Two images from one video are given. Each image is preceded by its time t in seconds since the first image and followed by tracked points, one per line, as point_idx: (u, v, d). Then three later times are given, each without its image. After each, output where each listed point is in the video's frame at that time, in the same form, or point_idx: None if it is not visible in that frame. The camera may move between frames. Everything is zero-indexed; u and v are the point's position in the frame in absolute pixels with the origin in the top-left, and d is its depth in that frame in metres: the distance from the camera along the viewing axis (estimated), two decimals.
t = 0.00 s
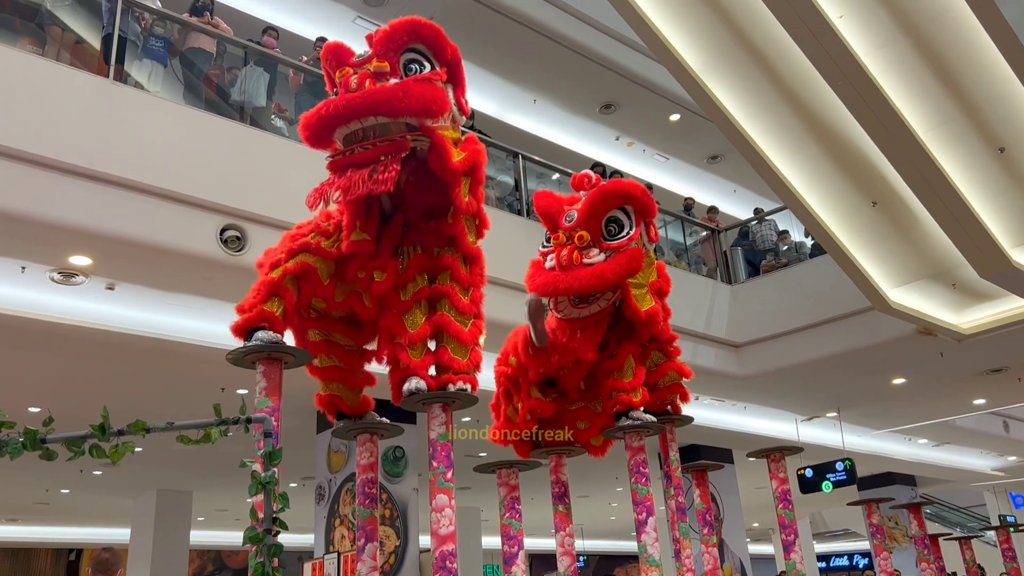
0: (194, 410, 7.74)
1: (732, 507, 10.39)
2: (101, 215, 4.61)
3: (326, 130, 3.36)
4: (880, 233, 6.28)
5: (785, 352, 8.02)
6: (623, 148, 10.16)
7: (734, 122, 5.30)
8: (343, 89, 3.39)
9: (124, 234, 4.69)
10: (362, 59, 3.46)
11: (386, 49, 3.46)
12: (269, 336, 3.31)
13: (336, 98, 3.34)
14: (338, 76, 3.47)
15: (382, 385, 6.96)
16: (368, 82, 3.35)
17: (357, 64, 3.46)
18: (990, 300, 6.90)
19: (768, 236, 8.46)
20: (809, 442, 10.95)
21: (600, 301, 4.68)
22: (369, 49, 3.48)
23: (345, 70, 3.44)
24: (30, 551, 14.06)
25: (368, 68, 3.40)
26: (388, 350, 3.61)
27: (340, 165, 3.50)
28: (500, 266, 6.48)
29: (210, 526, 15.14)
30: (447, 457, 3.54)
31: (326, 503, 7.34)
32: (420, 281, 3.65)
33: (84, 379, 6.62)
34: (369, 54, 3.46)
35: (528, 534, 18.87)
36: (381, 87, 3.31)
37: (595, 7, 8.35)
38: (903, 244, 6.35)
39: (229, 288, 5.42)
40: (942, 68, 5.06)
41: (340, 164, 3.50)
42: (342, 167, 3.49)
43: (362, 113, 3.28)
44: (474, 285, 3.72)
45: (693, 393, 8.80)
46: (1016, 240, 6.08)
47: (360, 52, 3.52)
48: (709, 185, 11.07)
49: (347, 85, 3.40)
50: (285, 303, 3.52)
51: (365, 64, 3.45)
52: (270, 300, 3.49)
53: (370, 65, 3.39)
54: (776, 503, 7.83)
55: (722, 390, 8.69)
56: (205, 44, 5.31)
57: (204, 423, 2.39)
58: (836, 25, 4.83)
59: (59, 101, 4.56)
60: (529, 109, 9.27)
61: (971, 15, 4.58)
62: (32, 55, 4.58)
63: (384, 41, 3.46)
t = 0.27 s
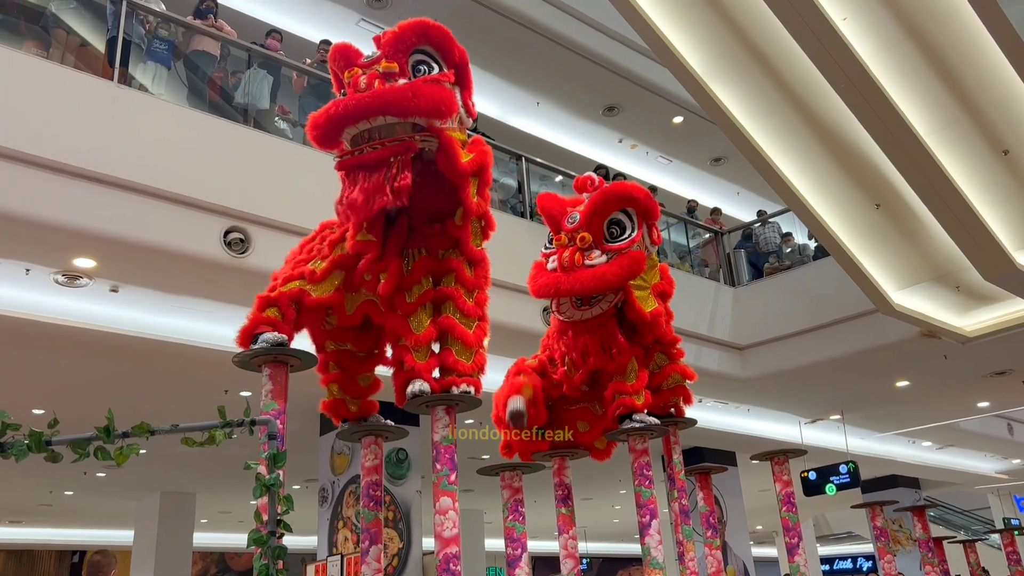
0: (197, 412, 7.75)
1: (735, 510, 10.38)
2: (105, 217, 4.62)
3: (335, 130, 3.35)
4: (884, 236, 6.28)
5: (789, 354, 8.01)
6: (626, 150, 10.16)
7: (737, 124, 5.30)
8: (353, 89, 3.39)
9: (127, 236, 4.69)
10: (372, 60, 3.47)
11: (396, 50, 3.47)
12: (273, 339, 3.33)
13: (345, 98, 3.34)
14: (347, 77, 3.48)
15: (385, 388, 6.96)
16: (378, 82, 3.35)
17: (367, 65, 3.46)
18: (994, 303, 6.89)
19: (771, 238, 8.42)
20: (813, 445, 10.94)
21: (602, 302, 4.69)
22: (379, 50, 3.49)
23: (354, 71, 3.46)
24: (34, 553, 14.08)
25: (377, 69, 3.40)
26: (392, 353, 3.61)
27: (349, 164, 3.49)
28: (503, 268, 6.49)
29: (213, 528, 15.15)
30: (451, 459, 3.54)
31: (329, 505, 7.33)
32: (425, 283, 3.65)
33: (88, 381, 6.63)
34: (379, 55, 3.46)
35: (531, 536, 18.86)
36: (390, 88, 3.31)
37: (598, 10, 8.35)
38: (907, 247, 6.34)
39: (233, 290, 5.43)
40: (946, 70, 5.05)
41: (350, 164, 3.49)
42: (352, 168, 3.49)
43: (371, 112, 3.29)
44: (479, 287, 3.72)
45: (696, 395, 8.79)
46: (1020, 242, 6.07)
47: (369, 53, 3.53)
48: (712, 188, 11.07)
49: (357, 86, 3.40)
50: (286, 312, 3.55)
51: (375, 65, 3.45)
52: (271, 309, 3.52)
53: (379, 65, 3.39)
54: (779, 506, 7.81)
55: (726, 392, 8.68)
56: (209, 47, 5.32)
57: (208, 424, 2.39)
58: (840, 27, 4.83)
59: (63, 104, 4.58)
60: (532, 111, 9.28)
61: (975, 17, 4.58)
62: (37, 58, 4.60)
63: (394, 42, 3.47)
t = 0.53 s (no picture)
0: (202, 415, 7.76)
1: (740, 513, 10.36)
2: (111, 221, 4.63)
3: (343, 135, 3.37)
4: (888, 238, 6.27)
5: (793, 358, 7.99)
6: (631, 153, 10.16)
7: (742, 128, 5.31)
8: (360, 94, 3.39)
9: (133, 239, 4.70)
10: (378, 65, 3.47)
11: (402, 55, 3.48)
12: (278, 342, 3.34)
13: (353, 103, 3.35)
14: (354, 81, 3.47)
15: (390, 391, 6.96)
16: (385, 88, 3.36)
17: (374, 70, 3.46)
18: (999, 306, 6.87)
19: (776, 242, 8.41)
20: (817, 448, 10.92)
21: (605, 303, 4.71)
22: (385, 56, 3.50)
23: (362, 76, 3.45)
24: (40, 555, 14.11)
25: (385, 74, 3.40)
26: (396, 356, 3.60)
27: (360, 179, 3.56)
28: (508, 271, 6.49)
29: (218, 531, 15.16)
30: (456, 463, 3.54)
31: (334, 508, 7.33)
32: (429, 287, 3.65)
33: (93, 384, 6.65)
34: (385, 61, 3.48)
35: (536, 539, 18.85)
36: (398, 94, 3.32)
37: (603, 13, 8.36)
38: (912, 250, 6.34)
39: (238, 294, 5.44)
40: (950, 72, 5.05)
41: (362, 178, 3.56)
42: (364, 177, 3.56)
43: (379, 118, 3.30)
44: (483, 291, 3.73)
45: (701, 399, 8.78)
46: None
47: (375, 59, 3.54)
48: (717, 191, 11.06)
49: (364, 91, 3.39)
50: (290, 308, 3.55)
51: (382, 70, 3.45)
52: (275, 304, 3.51)
53: (387, 71, 3.40)
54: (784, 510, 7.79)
55: (730, 396, 8.67)
56: (215, 51, 5.34)
57: (215, 429, 2.41)
58: (844, 30, 4.84)
59: (70, 108, 4.60)
60: (536, 115, 9.29)
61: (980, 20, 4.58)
62: (44, 62, 4.62)
63: (399, 47, 3.48)
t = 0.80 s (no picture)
0: (205, 418, 7.77)
1: (743, 517, 10.34)
2: (116, 224, 4.65)
3: (345, 142, 3.36)
4: (892, 241, 6.26)
5: (797, 361, 7.99)
6: (634, 156, 10.16)
7: (745, 131, 5.32)
8: (363, 101, 3.38)
9: (138, 242, 4.72)
10: (381, 73, 3.47)
11: (405, 63, 3.47)
12: (281, 345, 3.35)
13: (356, 110, 3.34)
14: (357, 88, 3.46)
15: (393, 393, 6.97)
16: (388, 95, 3.34)
17: (376, 76, 3.46)
18: (1003, 309, 6.86)
19: (779, 245, 8.44)
20: (821, 451, 10.90)
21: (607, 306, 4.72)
22: (388, 64, 3.49)
23: (364, 82, 3.44)
24: (43, 558, 14.14)
25: (387, 82, 3.39)
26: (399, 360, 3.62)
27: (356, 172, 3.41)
28: (511, 274, 6.50)
29: (221, 533, 15.17)
30: (459, 466, 3.53)
31: (337, 511, 7.34)
32: (431, 291, 3.66)
33: (97, 387, 6.66)
34: (388, 69, 3.47)
35: (539, 542, 18.84)
36: (401, 101, 3.31)
37: (607, 17, 8.36)
38: (915, 253, 6.33)
39: (242, 297, 5.45)
40: (954, 76, 5.05)
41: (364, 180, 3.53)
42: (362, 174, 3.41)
43: (381, 126, 3.28)
44: (484, 295, 3.74)
45: (704, 402, 8.77)
46: None
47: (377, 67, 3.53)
48: (720, 194, 11.06)
49: (367, 98, 3.38)
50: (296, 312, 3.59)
51: (385, 77, 3.45)
52: (282, 309, 3.57)
53: (389, 78, 3.39)
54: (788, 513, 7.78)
55: (734, 399, 8.66)
56: (219, 55, 5.36)
57: (218, 431, 2.42)
58: (848, 33, 4.84)
59: (75, 111, 4.62)
60: (540, 118, 9.30)
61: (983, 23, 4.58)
62: (49, 66, 4.65)
63: (402, 55, 3.48)
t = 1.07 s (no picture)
0: (208, 420, 7.77)
1: (746, 520, 10.32)
2: (119, 226, 4.66)
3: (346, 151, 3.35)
4: (895, 243, 6.25)
5: (800, 364, 7.97)
6: (637, 158, 10.16)
7: (748, 133, 5.32)
8: (362, 109, 3.39)
9: (141, 244, 4.72)
10: (380, 80, 3.47)
11: (404, 68, 3.47)
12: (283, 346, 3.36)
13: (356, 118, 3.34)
14: (356, 95, 3.47)
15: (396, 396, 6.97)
16: (388, 103, 3.34)
17: (375, 83, 3.46)
18: (1007, 312, 6.85)
19: (783, 247, 8.42)
20: (825, 454, 10.88)
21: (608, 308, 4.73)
22: (387, 71, 3.49)
23: (363, 90, 3.45)
24: (47, 559, 14.15)
25: (386, 89, 3.39)
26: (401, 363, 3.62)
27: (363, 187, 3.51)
28: (515, 277, 6.50)
29: (224, 535, 15.17)
30: (462, 468, 3.54)
31: (340, 513, 7.33)
32: (432, 294, 3.66)
33: (101, 389, 6.67)
34: (387, 75, 3.47)
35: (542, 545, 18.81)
36: (400, 108, 3.31)
37: (610, 19, 8.36)
38: (919, 256, 6.32)
39: (245, 299, 5.46)
40: (958, 78, 5.04)
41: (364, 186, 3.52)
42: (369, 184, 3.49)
43: (382, 133, 3.27)
44: (486, 297, 3.74)
45: (708, 404, 8.76)
46: None
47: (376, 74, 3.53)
48: (723, 196, 11.05)
49: (366, 106, 3.39)
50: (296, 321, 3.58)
51: (384, 84, 3.45)
52: (282, 317, 3.56)
53: (388, 85, 3.39)
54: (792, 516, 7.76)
55: (737, 402, 8.65)
56: (222, 57, 5.39)
57: (222, 434, 2.42)
58: (851, 35, 4.84)
59: (79, 114, 4.63)
60: (543, 120, 9.30)
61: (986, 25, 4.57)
62: (53, 68, 4.66)
63: (400, 61, 3.47)
